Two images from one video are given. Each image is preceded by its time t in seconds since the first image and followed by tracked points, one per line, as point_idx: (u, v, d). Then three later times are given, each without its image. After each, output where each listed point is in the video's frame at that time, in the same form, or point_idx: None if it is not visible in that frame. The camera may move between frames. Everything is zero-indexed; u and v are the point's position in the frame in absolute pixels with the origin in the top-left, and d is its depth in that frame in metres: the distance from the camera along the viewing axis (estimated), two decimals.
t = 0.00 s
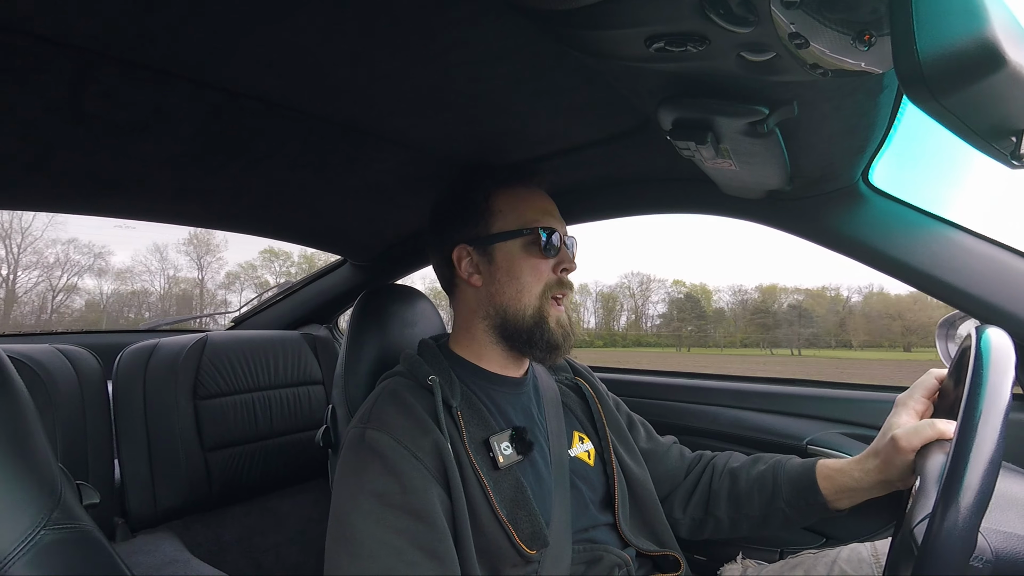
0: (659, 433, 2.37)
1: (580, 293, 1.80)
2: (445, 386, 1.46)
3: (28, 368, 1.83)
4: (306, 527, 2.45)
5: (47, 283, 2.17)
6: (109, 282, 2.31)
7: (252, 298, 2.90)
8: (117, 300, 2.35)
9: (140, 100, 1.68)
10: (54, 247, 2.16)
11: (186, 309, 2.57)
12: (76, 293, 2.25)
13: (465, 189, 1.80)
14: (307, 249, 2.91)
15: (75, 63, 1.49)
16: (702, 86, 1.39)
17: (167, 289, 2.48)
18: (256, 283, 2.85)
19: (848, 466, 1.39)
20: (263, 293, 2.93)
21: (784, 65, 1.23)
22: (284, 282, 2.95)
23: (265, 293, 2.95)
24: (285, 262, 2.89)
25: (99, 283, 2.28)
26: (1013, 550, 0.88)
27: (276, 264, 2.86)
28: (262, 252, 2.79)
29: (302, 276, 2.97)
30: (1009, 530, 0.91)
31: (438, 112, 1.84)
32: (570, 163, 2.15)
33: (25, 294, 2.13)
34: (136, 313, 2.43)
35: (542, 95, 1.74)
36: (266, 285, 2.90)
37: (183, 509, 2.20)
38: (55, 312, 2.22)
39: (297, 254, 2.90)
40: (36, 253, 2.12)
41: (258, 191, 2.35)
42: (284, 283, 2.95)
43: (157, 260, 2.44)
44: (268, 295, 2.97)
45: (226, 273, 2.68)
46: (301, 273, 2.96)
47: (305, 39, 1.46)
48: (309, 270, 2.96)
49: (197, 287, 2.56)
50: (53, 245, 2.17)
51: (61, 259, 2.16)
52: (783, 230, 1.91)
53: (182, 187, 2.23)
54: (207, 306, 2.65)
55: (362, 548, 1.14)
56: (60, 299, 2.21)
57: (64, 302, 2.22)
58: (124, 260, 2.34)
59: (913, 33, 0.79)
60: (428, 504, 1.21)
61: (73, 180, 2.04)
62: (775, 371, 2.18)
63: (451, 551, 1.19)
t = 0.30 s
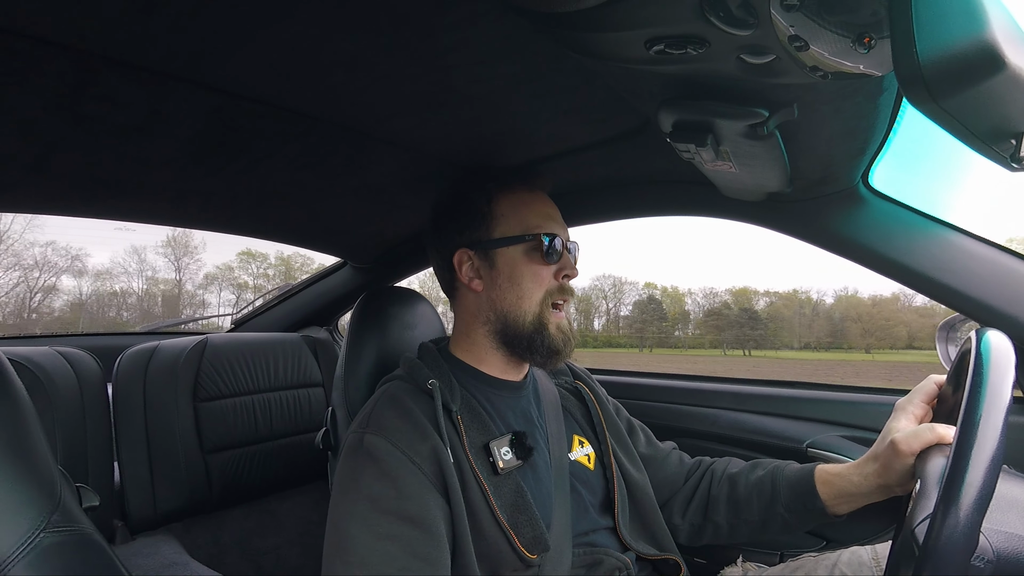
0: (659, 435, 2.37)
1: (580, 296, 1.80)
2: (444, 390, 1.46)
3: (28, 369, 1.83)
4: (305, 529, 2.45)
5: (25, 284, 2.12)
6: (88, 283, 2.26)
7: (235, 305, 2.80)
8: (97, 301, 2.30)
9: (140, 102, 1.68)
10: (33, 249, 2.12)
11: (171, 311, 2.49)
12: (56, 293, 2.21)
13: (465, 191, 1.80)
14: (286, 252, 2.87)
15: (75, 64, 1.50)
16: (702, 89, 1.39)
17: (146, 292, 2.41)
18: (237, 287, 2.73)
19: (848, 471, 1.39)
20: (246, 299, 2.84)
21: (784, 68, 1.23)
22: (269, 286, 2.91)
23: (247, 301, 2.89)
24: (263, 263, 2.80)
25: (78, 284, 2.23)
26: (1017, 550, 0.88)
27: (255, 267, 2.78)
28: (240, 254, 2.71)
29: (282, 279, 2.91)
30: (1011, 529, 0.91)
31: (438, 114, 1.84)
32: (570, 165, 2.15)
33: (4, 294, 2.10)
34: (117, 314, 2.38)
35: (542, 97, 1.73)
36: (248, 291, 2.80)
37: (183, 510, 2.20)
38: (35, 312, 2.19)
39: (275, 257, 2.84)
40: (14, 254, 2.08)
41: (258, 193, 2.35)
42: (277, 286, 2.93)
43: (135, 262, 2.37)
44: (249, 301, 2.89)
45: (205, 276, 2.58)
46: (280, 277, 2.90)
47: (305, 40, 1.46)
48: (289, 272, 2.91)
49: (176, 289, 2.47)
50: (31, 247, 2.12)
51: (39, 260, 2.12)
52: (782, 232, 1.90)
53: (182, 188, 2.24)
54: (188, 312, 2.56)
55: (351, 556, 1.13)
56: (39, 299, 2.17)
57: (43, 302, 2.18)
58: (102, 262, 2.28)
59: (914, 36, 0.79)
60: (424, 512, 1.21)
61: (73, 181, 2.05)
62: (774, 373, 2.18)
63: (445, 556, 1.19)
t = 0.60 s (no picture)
0: (658, 435, 2.37)
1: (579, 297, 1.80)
2: (443, 390, 1.46)
3: (27, 370, 1.83)
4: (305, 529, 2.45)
5: (6, 285, 2.14)
6: (68, 285, 2.26)
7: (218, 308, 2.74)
8: (77, 301, 2.31)
9: (139, 102, 1.68)
10: (12, 253, 2.11)
11: (152, 312, 2.52)
12: (36, 294, 2.21)
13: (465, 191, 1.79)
14: (264, 253, 2.81)
15: (74, 65, 1.50)
16: (701, 89, 1.39)
17: (124, 294, 2.41)
18: (218, 292, 2.68)
19: (847, 470, 1.39)
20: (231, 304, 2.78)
21: (783, 68, 1.23)
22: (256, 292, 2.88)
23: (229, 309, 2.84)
24: (242, 266, 2.74)
25: (58, 286, 2.23)
26: (1013, 552, 0.88)
27: (234, 269, 2.72)
28: (218, 256, 2.65)
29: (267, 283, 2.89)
30: (1009, 532, 0.91)
31: (437, 114, 1.84)
32: (570, 165, 2.15)
33: None
34: (98, 314, 2.39)
35: (542, 97, 1.73)
36: (230, 295, 2.75)
37: (182, 511, 2.20)
38: (16, 312, 2.19)
39: (254, 258, 2.78)
40: None
41: (258, 193, 2.35)
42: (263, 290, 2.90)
43: (113, 267, 2.35)
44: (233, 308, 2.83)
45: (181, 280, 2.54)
46: (264, 282, 2.88)
47: (304, 40, 1.46)
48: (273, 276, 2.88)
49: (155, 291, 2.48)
50: (11, 250, 2.12)
51: (17, 264, 2.13)
52: (782, 232, 1.90)
53: (181, 189, 2.24)
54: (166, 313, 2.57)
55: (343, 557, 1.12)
56: (20, 300, 2.18)
57: (23, 303, 2.18)
58: (81, 265, 2.27)
59: (913, 36, 0.79)
60: (420, 512, 1.21)
61: (73, 182, 2.05)
62: (773, 373, 2.18)
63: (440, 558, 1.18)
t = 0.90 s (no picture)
0: (658, 435, 2.37)
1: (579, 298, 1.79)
2: (443, 390, 1.46)
3: (28, 370, 1.82)
4: (305, 529, 2.46)
5: None
6: (48, 288, 2.15)
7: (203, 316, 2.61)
8: (54, 305, 2.18)
9: (140, 102, 1.68)
10: None
11: (136, 317, 2.39)
12: (16, 297, 2.11)
13: (465, 192, 1.79)
14: (242, 256, 2.72)
15: (75, 65, 1.50)
16: (702, 90, 1.39)
17: (104, 298, 2.29)
18: (201, 296, 2.55)
19: (848, 472, 1.39)
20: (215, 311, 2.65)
21: (783, 68, 1.23)
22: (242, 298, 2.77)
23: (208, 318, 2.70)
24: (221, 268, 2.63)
25: (37, 288, 2.12)
26: (1016, 554, 0.87)
27: (213, 273, 2.60)
28: (197, 259, 2.54)
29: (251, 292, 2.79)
30: (1009, 532, 0.91)
31: (437, 114, 1.84)
32: (570, 166, 2.15)
33: None
34: (78, 318, 2.25)
35: (542, 98, 1.73)
36: (215, 300, 2.62)
37: (182, 511, 2.20)
38: None
39: (233, 260, 2.69)
40: None
41: (259, 193, 2.35)
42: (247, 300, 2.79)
43: (92, 270, 2.25)
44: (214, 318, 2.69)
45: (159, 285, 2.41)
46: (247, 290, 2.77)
47: (304, 40, 1.45)
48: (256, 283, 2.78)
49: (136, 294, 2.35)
50: None
51: None
52: (783, 233, 1.90)
53: (181, 189, 2.24)
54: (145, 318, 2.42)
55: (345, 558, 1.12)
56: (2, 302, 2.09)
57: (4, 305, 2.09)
58: (61, 267, 2.17)
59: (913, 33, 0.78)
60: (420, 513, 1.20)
61: (73, 182, 2.05)
62: (774, 374, 2.18)
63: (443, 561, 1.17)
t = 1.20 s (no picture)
0: (659, 433, 2.37)
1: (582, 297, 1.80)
2: (445, 388, 1.46)
3: (28, 368, 1.82)
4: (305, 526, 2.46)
5: None
6: (28, 289, 2.14)
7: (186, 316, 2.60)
8: (34, 307, 2.18)
9: (139, 100, 1.68)
10: None
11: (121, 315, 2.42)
12: None
13: (465, 189, 1.79)
14: (221, 257, 2.66)
15: (74, 63, 1.49)
16: (702, 87, 1.39)
17: (87, 297, 2.29)
18: (185, 296, 2.55)
19: (848, 467, 1.39)
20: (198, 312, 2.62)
21: (783, 65, 1.23)
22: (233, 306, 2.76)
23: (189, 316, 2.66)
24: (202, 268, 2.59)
25: (17, 290, 2.12)
26: (1014, 550, 0.88)
27: (195, 273, 2.56)
28: (177, 261, 2.49)
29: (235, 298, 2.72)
30: (1009, 530, 0.91)
31: (438, 112, 1.84)
32: (571, 164, 2.15)
33: None
34: (60, 317, 2.26)
35: (542, 96, 1.73)
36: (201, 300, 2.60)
37: (183, 508, 2.21)
38: None
39: (213, 262, 2.62)
40: None
41: (259, 191, 2.35)
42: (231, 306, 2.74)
43: (74, 273, 2.22)
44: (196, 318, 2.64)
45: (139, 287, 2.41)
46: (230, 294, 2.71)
47: (304, 39, 1.46)
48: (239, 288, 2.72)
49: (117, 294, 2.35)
50: None
51: None
52: (784, 231, 1.90)
53: (181, 187, 2.24)
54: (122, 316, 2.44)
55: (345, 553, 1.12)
56: None
57: None
58: (40, 268, 2.15)
59: (913, 32, 0.78)
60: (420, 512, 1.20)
61: (74, 180, 2.05)
62: (775, 372, 2.18)
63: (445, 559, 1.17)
